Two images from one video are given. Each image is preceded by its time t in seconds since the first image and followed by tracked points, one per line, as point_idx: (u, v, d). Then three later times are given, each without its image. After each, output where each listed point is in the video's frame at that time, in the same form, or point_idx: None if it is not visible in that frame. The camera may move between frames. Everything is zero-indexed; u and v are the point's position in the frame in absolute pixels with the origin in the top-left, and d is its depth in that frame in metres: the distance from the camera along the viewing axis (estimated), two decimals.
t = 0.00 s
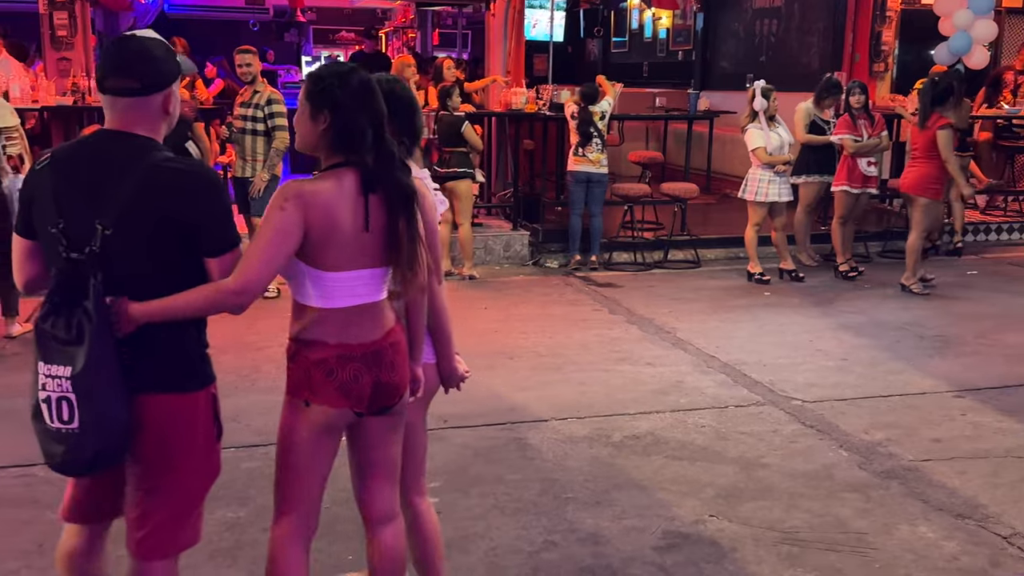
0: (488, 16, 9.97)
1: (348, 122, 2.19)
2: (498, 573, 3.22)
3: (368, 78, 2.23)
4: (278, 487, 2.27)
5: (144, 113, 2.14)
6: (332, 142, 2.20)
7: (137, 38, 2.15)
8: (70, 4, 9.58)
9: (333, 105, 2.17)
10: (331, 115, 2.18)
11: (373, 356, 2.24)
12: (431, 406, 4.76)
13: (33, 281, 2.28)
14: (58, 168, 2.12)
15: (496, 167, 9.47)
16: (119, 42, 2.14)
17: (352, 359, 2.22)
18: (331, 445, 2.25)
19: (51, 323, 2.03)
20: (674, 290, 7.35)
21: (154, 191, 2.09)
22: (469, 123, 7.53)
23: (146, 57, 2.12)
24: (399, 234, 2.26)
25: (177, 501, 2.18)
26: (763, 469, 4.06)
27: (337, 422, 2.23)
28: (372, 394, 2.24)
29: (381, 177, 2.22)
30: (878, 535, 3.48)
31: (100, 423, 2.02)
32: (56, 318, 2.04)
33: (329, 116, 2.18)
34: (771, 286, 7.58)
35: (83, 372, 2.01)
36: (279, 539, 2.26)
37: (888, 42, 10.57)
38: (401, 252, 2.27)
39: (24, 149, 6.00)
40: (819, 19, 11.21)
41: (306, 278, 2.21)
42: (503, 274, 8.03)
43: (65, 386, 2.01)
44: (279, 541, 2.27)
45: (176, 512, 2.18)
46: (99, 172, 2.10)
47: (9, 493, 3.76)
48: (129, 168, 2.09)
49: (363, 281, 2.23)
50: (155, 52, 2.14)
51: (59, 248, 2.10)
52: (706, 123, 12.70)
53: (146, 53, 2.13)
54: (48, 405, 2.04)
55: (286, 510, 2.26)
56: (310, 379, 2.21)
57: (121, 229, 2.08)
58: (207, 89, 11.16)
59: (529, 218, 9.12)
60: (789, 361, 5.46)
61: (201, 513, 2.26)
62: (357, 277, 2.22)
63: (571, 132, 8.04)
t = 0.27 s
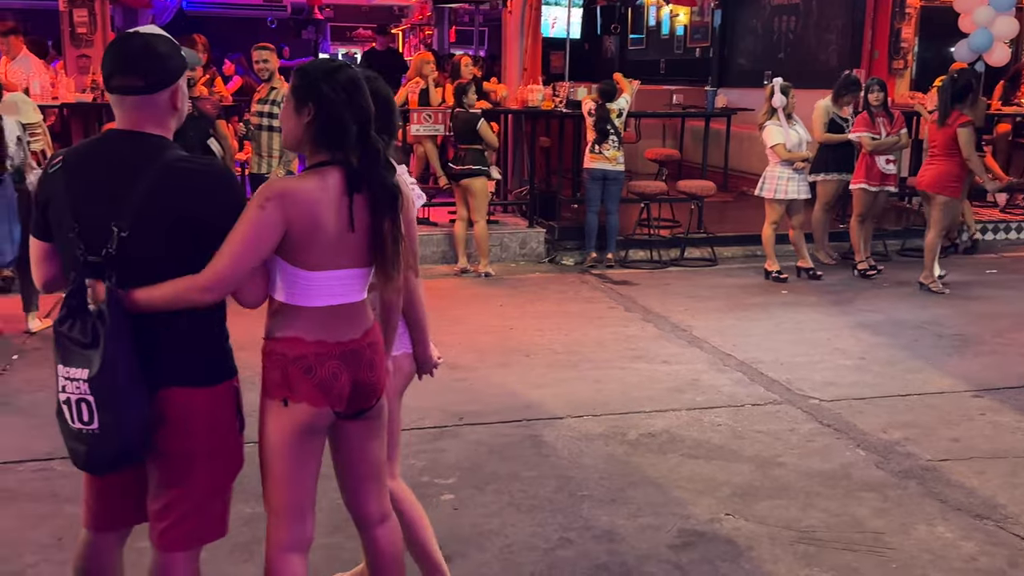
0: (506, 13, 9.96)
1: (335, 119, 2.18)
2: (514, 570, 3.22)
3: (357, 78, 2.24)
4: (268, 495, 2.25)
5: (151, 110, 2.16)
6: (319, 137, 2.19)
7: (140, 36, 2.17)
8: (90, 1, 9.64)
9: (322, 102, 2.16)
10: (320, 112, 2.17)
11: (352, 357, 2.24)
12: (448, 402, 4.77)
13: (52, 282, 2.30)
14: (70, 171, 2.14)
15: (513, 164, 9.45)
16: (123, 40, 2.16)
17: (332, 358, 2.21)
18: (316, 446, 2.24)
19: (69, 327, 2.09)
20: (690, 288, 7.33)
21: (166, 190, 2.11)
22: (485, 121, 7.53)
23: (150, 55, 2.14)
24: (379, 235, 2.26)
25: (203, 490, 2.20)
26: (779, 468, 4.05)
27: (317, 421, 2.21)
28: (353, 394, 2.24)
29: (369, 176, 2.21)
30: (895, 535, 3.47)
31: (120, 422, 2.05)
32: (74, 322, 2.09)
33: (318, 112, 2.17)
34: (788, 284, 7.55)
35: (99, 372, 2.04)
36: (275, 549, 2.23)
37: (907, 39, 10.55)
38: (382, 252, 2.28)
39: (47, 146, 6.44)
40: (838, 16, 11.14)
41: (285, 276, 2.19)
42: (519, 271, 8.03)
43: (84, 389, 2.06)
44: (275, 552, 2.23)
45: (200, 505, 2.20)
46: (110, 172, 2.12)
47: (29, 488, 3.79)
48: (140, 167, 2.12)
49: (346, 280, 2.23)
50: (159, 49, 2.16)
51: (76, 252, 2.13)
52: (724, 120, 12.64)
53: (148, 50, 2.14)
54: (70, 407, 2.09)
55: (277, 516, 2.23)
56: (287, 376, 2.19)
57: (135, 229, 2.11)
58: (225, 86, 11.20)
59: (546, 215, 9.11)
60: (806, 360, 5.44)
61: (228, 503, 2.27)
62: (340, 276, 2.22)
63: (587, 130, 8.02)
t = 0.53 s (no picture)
0: (525, 10, 9.94)
1: (324, 122, 2.15)
2: (531, 567, 3.22)
3: (350, 79, 2.21)
4: (259, 503, 2.23)
5: (172, 107, 2.18)
6: (306, 136, 2.17)
7: (161, 32, 2.17)
8: None
9: (310, 105, 2.14)
10: (309, 114, 2.15)
11: (337, 363, 2.22)
12: (467, 399, 4.77)
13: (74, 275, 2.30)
14: (89, 166, 2.18)
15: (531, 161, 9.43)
16: (144, 36, 2.17)
17: (317, 364, 2.19)
18: (301, 451, 2.22)
19: (83, 320, 2.14)
20: (709, 286, 7.31)
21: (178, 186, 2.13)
22: (503, 118, 7.53)
23: (170, 52, 2.15)
24: (368, 240, 2.21)
25: (218, 484, 2.21)
26: (798, 467, 4.03)
27: (298, 429, 2.19)
28: (338, 403, 2.24)
29: (359, 180, 2.17)
30: (915, 535, 3.44)
31: (128, 416, 2.09)
32: (88, 315, 2.14)
33: (306, 114, 2.15)
34: (808, 282, 7.51)
35: (112, 365, 2.09)
36: (275, 557, 2.23)
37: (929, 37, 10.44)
38: (373, 258, 2.23)
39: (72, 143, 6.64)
40: (860, 13, 11.11)
41: (274, 280, 2.18)
42: (537, 269, 8.02)
43: (96, 381, 2.11)
44: (274, 559, 2.23)
45: (214, 499, 2.21)
46: (125, 168, 2.15)
47: (51, 482, 3.82)
48: (154, 162, 2.14)
49: (335, 286, 2.19)
50: (181, 46, 2.16)
51: (94, 245, 2.18)
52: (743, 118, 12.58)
53: (170, 47, 2.15)
54: (83, 398, 2.15)
55: (271, 525, 2.22)
56: (267, 382, 2.16)
57: (147, 224, 2.13)
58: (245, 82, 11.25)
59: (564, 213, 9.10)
60: (826, 358, 5.41)
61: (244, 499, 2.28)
62: (329, 282, 2.18)
63: (606, 127, 8.00)
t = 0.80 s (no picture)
0: (546, 7, 9.91)
1: (325, 121, 2.16)
2: (551, 564, 3.22)
3: (355, 80, 2.21)
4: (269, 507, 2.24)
5: (185, 105, 2.19)
6: (309, 137, 2.17)
7: (180, 29, 2.18)
8: None
9: (311, 105, 2.15)
10: (310, 114, 2.16)
11: (345, 366, 2.23)
12: (487, 395, 4.78)
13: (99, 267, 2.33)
14: (108, 162, 2.21)
15: (552, 158, 9.41)
16: (163, 33, 2.18)
17: (325, 368, 2.20)
18: (310, 455, 2.22)
19: (94, 311, 2.16)
20: (729, 283, 7.28)
21: (189, 182, 2.15)
22: (522, 115, 7.52)
23: (185, 50, 2.14)
24: (368, 242, 2.19)
25: (231, 479, 2.22)
26: (819, 466, 4.01)
27: (304, 432, 2.19)
28: (343, 406, 2.25)
29: (358, 179, 2.16)
30: (937, 535, 3.42)
31: (135, 408, 2.11)
32: (99, 307, 2.16)
33: (308, 114, 2.16)
34: (829, 280, 7.47)
35: (120, 358, 2.10)
36: (286, 560, 2.24)
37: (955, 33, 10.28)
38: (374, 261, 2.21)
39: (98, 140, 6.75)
40: (883, 9, 11.12)
41: (279, 282, 2.19)
42: (557, 266, 8.01)
43: (103, 372, 2.13)
44: (287, 562, 2.24)
45: (227, 495, 2.22)
46: (139, 164, 2.18)
47: (72, 476, 3.85)
48: (166, 158, 2.16)
49: (338, 288, 2.20)
50: (197, 45, 2.16)
51: (110, 240, 2.21)
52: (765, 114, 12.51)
53: (185, 45, 2.15)
54: (93, 388, 2.17)
55: (281, 528, 2.23)
56: (273, 386, 2.16)
57: (158, 222, 2.16)
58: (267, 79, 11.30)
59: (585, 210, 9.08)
60: (848, 357, 5.38)
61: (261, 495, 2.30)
62: (332, 284, 2.19)
63: (627, 123, 7.97)
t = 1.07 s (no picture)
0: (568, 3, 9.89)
1: (336, 117, 2.14)
2: (571, 561, 3.22)
3: (368, 73, 2.18)
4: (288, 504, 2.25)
5: (203, 103, 2.20)
6: (320, 134, 2.16)
7: (200, 27, 2.18)
8: None
9: (321, 101, 2.14)
10: (321, 110, 2.14)
11: (361, 362, 2.23)
12: (508, 392, 4.78)
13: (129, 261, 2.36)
14: (132, 159, 2.23)
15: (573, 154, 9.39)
16: (185, 31, 2.19)
17: (340, 364, 2.20)
18: (327, 451, 2.23)
19: (119, 307, 2.18)
20: (751, 281, 7.24)
21: (207, 176, 2.15)
22: (543, 111, 7.51)
23: (203, 48, 2.15)
24: (381, 236, 2.19)
25: (253, 473, 2.23)
26: (841, 465, 3.98)
27: (320, 429, 2.19)
28: (359, 401, 2.25)
29: (370, 175, 2.15)
30: (962, 536, 3.39)
31: (157, 403, 2.13)
32: (124, 303, 2.18)
33: (318, 110, 2.15)
34: (853, 278, 7.42)
35: (143, 354, 2.12)
36: (307, 555, 2.24)
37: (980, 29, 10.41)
38: (387, 255, 2.21)
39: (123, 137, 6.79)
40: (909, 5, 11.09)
41: (294, 277, 2.20)
42: (578, 262, 8.01)
43: (127, 367, 2.15)
44: (308, 557, 2.25)
45: (248, 489, 2.23)
46: (159, 160, 2.19)
47: (97, 469, 3.89)
48: (185, 152, 2.17)
49: (353, 283, 2.20)
50: (215, 43, 2.16)
51: (134, 237, 2.24)
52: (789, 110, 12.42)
53: (203, 43, 2.15)
54: (119, 382, 2.19)
55: (300, 524, 2.24)
56: (290, 382, 2.17)
57: (179, 218, 2.17)
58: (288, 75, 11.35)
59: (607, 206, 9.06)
60: (871, 355, 5.34)
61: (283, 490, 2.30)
62: (346, 279, 2.19)
63: (650, 119, 7.96)
